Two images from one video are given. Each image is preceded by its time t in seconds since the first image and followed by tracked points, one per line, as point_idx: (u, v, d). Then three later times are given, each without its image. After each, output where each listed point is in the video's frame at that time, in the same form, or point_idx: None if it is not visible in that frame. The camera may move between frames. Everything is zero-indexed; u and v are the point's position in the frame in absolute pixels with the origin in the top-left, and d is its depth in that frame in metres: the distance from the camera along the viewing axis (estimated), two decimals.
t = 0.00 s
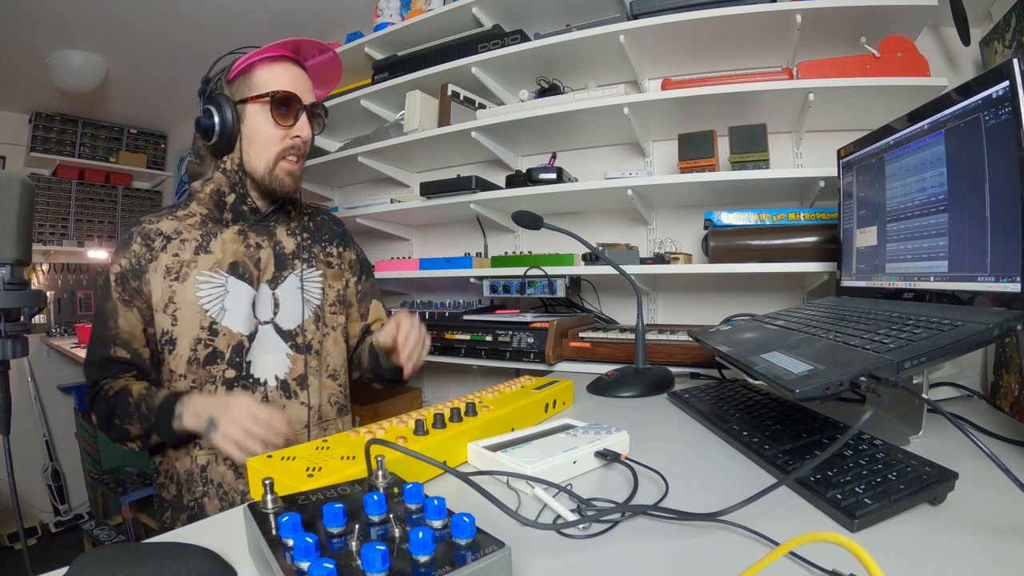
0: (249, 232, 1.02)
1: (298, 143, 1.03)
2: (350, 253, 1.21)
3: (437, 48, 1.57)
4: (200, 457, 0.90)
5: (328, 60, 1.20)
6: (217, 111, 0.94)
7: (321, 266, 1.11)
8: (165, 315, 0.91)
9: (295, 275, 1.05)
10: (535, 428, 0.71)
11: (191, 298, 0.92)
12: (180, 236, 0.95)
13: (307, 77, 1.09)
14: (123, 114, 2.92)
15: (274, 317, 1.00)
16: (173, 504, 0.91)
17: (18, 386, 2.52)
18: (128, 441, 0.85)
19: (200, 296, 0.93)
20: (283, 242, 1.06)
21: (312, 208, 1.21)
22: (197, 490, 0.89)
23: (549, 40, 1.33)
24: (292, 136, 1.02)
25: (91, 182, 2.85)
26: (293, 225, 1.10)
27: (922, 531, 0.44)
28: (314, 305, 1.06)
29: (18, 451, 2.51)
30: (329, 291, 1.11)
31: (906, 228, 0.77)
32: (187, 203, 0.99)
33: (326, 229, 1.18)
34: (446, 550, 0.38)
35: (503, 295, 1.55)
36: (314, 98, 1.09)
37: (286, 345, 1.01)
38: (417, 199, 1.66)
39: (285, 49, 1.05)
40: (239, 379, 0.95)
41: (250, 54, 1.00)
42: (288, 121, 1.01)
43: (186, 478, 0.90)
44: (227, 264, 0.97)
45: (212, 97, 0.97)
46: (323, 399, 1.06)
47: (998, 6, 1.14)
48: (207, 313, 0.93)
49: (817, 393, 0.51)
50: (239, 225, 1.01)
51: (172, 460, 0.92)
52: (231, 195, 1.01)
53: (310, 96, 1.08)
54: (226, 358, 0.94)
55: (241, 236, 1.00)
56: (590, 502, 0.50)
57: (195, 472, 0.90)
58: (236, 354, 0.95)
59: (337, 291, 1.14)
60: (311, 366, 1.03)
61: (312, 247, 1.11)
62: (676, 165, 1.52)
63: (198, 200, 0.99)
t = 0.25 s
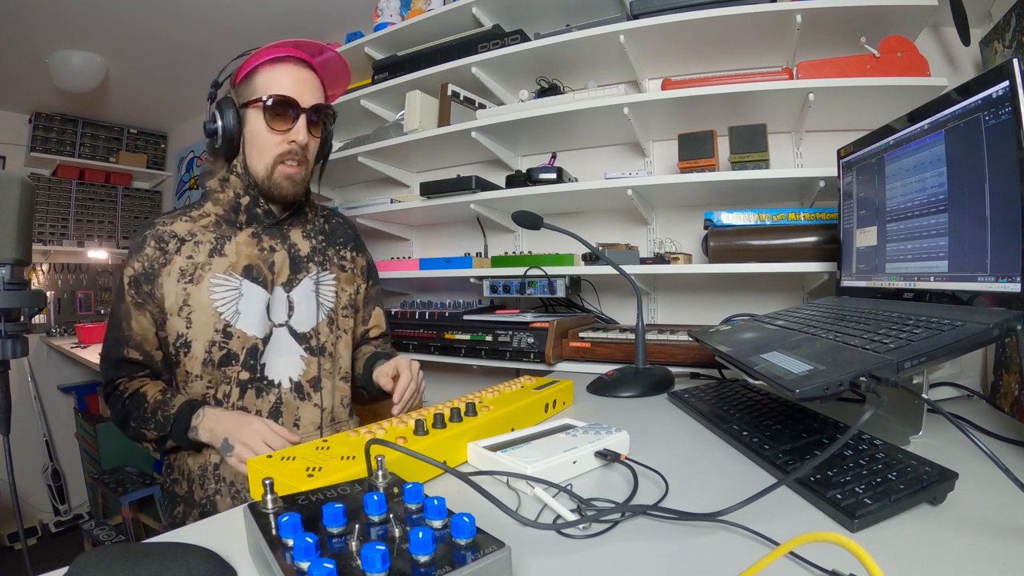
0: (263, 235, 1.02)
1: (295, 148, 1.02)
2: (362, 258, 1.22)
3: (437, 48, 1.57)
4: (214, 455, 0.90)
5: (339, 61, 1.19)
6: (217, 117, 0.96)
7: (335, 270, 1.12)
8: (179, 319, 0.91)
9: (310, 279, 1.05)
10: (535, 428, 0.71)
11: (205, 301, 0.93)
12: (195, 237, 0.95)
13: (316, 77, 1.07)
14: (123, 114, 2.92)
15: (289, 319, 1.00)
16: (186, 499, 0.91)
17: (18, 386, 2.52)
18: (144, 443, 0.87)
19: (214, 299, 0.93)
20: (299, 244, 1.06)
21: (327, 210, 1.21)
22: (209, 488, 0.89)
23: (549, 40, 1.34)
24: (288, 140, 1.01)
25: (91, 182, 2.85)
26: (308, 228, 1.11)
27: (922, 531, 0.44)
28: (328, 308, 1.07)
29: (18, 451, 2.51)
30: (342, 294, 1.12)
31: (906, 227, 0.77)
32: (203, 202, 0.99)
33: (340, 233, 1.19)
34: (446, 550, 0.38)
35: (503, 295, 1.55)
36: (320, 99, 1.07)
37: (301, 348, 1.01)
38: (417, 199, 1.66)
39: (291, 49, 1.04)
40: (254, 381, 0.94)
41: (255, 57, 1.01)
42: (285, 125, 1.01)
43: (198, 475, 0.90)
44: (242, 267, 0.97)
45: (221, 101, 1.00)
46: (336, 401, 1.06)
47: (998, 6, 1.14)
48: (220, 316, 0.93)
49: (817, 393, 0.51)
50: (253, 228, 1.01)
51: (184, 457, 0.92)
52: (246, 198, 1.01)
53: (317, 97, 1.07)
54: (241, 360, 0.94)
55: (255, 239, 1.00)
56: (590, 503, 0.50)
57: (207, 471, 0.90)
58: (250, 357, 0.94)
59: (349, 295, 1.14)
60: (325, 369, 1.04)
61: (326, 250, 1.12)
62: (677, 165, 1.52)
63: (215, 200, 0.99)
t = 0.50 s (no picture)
0: (272, 235, 1.02)
1: (292, 150, 1.00)
2: (372, 260, 1.22)
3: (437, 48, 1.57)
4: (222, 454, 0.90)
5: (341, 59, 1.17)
6: (222, 121, 0.98)
7: (345, 271, 1.11)
8: (187, 317, 0.92)
9: (319, 280, 1.05)
10: (535, 428, 0.71)
11: (214, 300, 0.93)
12: (205, 237, 0.95)
13: (324, 80, 1.05)
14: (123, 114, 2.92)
15: (298, 320, 1.00)
16: (193, 497, 0.91)
17: (18, 386, 2.52)
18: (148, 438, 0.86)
19: (224, 299, 0.93)
20: (308, 245, 1.06)
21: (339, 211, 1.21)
22: (217, 487, 0.89)
23: (549, 40, 1.34)
24: (285, 142, 0.99)
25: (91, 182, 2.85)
26: (318, 229, 1.10)
27: (922, 531, 0.44)
28: (337, 309, 1.07)
29: (18, 451, 2.51)
30: (351, 296, 1.11)
31: (906, 228, 0.77)
32: (214, 202, 1.00)
33: (351, 234, 1.18)
34: (445, 550, 0.38)
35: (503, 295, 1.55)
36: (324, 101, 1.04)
37: (309, 348, 1.01)
38: (417, 199, 1.66)
39: (293, 48, 1.03)
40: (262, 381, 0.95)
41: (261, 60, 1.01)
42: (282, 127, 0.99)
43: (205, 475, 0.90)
44: (251, 268, 0.97)
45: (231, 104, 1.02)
46: (343, 402, 1.05)
47: (998, 6, 1.14)
48: (229, 315, 0.93)
49: (817, 393, 0.51)
50: (261, 228, 1.01)
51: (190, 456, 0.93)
52: (254, 199, 1.01)
53: (320, 99, 1.04)
54: (248, 360, 0.94)
55: (264, 240, 1.00)
56: (590, 502, 0.50)
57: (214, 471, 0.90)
58: (258, 356, 0.95)
59: (359, 296, 1.14)
60: (333, 370, 1.03)
61: (336, 251, 1.11)
62: (677, 165, 1.52)
63: (227, 201, 1.01)
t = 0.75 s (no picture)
0: (277, 235, 1.02)
1: (306, 150, 1.00)
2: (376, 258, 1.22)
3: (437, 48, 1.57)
4: (224, 455, 0.91)
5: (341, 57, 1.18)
6: (228, 120, 0.95)
7: (348, 270, 1.12)
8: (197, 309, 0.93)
9: (322, 279, 1.05)
10: (535, 429, 0.71)
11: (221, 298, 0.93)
12: (210, 236, 0.96)
13: (327, 82, 1.07)
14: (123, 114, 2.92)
15: (302, 320, 1.00)
16: (195, 498, 0.91)
17: (18, 386, 2.52)
18: (168, 414, 0.85)
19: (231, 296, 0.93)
20: (312, 245, 1.06)
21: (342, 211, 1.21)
22: (220, 487, 0.89)
23: (549, 39, 1.33)
24: (300, 142, 0.99)
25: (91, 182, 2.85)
26: (320, 229, 1.11)
27: (922, 531, 0.44)
28: (341, 308, 1.06)
29: (18, 451, 2.50)
30: (355, 295, 1.12)
31: (906, 228, 0.77)
32: (218, 204, 1.01)
33: (353, 233, 1.19)
34: (446, 550, 0.38)
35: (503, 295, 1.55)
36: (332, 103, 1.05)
37: (313, 346, 1.01)
38: (417, 199, 1.66)
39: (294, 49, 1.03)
40: (265, 380, 0.95)
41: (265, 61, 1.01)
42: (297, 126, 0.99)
43: (210, 476, 0.90)
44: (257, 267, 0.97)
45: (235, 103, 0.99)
46: (348, 401, 1.05)
47: (998, 6, 1.14)
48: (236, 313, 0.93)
49: (817, 393, 0.51)
50: (266, 229, 1.02)
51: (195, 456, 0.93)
52: (260, 200, 1.02)
53: (328, 101, 1.05)
54: (253, 357, 0.95)
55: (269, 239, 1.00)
56: (590, 503, 0.50)
57: (219, 470, 0.91)
58: (263, 354, 0.96)
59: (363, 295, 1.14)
60: (337, 368, 1.03)
61: (339, 251, 1.12)
62: (677, 165, 1.52)
63: (230, 202, 1.01)
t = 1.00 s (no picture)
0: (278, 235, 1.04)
1: (312, 151, 1.01)
2: (370, 253, 1.23)
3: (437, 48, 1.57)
4: (239, 455, 0.89)
5: (342, 58, 1.18)
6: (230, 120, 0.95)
7: (344, 266, 1.13)
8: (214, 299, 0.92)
9: (320, 275, 1.05)
10: (535, 428, 0.71)
11: (227, 295, 0.93)
12: (214, 235, 0.95)
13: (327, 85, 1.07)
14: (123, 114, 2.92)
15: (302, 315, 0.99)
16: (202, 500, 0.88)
17: (18, 386, 2.52)
18: (224, 384, 0.80)
19: (236, 293, 0.94)
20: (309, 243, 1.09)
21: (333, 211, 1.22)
22: (235, 488, 0.87)
23: (549, 39, 1.33)
24: (305, 144, 1.00)
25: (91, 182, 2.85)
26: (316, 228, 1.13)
27: (921, 531, 0.44)
28: (339, 303, 1.07)
29: (18, 451, 2.50)
30: (351, 290, 1.13)
31: (906, 228, 0.77)
32: (216, 206, 1.00)
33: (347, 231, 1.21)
34: (445, 550, 0.38)
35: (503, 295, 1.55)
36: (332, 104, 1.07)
37: (313, 342, 1.00)
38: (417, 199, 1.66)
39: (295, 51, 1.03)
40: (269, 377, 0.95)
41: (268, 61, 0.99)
42: (303, 128, 0.99)
43: (226, 478, 0.88)
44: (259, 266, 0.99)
45: (233, 104, 0.97)
46: (350, 394, 1.06)
47: (998, 6, 1.14)
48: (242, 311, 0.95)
49: (817, 393, 0.51)
50: (267, 229, 1.03)
51: (212, 454, 0.89)
52: (260, 200, 1.02)
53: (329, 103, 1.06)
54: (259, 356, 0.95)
55: (270, 239, 1.03)
56: (590, 503, 0.50)
57: (236, 468, 0.88)
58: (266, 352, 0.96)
59: (359, 290, 1.15)
60: (338, 363, 1.04)
61: (334, 248, 1.13)
62: (676, 165, 1.52)
63: (228, 204, 1.00)
